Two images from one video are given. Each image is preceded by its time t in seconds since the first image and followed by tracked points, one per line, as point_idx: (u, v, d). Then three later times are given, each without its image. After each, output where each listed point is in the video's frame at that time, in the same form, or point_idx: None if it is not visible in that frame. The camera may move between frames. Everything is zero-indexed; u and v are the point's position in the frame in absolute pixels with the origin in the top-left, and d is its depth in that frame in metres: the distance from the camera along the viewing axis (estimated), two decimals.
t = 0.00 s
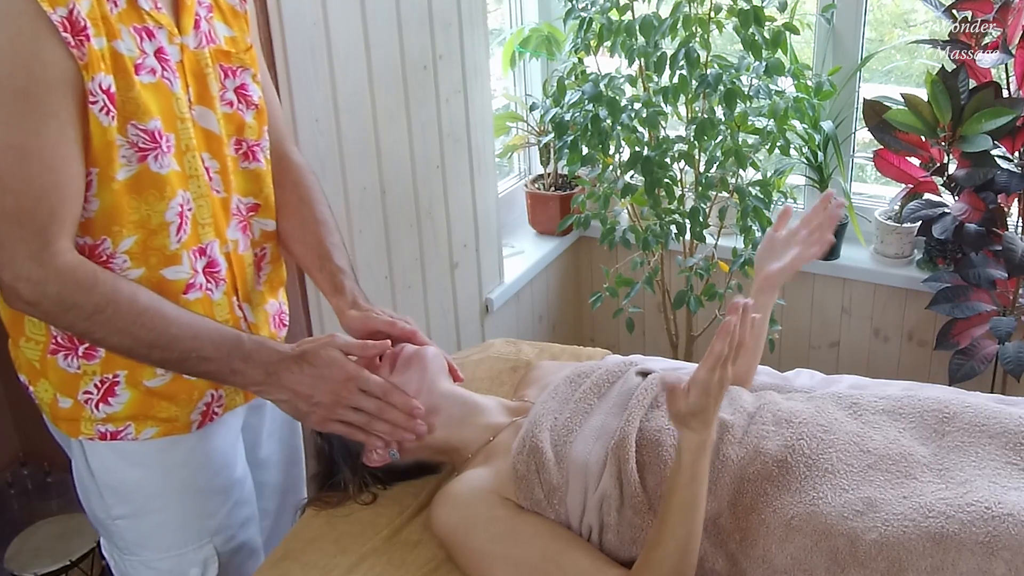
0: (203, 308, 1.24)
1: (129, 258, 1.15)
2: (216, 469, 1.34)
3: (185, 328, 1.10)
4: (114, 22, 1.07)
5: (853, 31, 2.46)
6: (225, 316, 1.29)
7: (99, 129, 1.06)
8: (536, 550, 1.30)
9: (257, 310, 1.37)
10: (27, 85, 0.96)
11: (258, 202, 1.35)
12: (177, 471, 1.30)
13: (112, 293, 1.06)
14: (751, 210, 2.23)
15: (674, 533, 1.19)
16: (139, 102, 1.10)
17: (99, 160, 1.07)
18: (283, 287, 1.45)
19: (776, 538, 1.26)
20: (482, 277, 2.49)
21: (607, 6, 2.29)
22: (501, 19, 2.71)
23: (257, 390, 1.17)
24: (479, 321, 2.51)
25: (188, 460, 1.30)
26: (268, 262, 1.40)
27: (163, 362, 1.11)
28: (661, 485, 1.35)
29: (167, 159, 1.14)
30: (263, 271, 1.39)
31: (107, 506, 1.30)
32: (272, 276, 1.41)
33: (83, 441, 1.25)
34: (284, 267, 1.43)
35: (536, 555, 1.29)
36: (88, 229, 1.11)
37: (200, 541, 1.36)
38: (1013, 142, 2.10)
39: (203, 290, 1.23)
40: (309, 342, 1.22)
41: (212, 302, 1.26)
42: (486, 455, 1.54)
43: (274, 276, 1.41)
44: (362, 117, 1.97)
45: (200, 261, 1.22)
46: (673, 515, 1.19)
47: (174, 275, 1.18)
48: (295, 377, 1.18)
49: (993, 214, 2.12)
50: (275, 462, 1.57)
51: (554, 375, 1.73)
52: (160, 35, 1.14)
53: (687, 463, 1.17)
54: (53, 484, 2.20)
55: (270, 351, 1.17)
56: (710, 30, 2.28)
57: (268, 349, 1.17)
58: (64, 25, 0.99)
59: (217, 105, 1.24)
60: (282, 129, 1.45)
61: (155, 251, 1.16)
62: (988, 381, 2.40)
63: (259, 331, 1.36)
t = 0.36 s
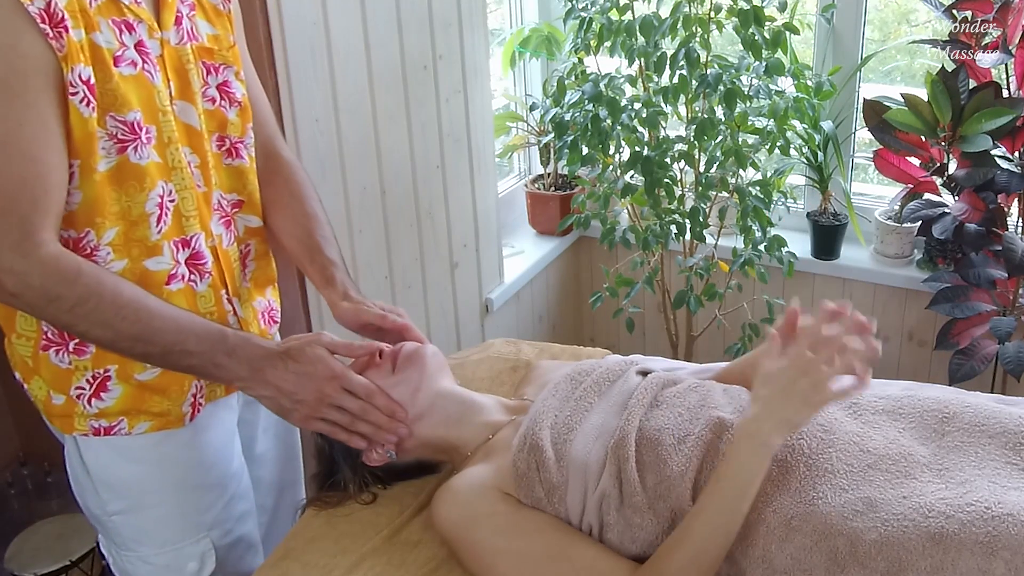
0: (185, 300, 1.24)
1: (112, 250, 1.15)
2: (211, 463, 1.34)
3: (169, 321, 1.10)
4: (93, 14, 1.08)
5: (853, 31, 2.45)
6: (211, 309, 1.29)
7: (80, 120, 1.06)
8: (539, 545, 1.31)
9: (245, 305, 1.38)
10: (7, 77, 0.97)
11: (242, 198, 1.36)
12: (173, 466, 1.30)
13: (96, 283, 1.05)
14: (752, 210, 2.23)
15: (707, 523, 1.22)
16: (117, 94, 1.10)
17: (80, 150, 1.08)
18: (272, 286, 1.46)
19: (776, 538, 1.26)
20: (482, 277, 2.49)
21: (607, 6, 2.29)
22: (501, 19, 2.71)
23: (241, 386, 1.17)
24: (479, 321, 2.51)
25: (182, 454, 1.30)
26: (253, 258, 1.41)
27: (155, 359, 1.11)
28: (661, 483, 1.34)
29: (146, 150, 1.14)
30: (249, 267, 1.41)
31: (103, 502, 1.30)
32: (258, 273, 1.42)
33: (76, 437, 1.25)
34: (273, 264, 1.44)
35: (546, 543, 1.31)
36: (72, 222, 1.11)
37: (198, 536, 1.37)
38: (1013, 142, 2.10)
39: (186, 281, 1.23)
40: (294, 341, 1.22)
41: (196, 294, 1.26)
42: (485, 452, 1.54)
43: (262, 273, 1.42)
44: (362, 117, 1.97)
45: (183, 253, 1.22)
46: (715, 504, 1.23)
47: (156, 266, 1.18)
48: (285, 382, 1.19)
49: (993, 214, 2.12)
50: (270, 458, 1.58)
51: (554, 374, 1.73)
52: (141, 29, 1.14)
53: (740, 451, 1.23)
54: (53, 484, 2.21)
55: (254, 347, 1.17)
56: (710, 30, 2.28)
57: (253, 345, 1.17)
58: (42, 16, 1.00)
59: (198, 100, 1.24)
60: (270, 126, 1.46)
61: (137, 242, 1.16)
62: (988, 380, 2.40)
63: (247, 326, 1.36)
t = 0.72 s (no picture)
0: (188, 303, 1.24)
1: (113, 251, 1.15)
2: (213, 467, 1.34)
3: (141, 307, 1.07)
4: (99, 16, 1.09)
5: (852, 31, 2.45)
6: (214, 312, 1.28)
7: (79, 122, 1.06)
8: (541, 544, 1.31)
9: (250, 309, 1.38)
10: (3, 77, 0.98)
11: (244, 202, 1.35)
12: (176, 469, 1.30)
13: (67, 272, 1.04)
14: (751, 210, 2.23)
15: (733, 535, 1.23)
16: (121, 96, 1.10)
17: (78, 154, 1.08)
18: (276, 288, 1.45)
19: (777, 538, 1.27)
20: (482, 277, 2.49)
21: (607, 6, 2.29)
22: (501, 19, 2.71)
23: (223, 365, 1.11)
24: (479, 321, 2.51)
25: (185, 458, 1.30)
26: (256, 263, 1.40)
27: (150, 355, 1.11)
28: (661, 482, 1.34)
29: (150, 153, 1.14)
30: (253, 272, 1.40)
31: (106, 504, 1.30)
32: (262, 277, 1.41)
33: (78, 439, 1.25)
34: (275, 269, 1.44)
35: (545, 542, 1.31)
36: (70, 222, 1.11)
37: (200, 540, 1.37)
38: (1013, 142, 2.10)
39: (190, 285, 1.23)
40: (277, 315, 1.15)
41: (199, 297, 1.25)
42: (485, 452, 1.54)
43: (258, 277, 1.41)
44: (362, 117, 1.97)
45: (188, 256, 1.22)
46: (746, 519, 1.24)
47: (159, 269, 1.19)
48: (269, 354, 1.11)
49: (993, 214, 2.12)
50: (274, 462, 1.57)
51: (554, 374, 1.73)
52: (149, 31, 1.14)
53: (785, 474, 1.26)
54: (53, 484, 2.20)
55: (235, 324, 1.11)
56: (710, 30, 2.28)
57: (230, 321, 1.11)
58: (46, 17, 1.01)
59: (206, 103, 1.24)
60: (272, 123, 1.45)
61: (138, 244, 1.16)
62: (988, 381, 2.40)
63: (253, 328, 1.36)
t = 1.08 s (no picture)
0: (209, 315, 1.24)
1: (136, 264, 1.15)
2: (227, 477, 1.34)
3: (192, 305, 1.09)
4: (133, 30, 1.08)
5: (852, 31, 2.45)
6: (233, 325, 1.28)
7: (111, 139, 1.06)
8: (542, 545, 1.31)
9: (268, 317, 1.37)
10: (41, 94, 0.97)
11: (267, 210, 1.34)
12: (190, 478, 1.29)
13: (116, 285, 1.05)
14: (751, 210, 2.23)
15: (735, 536, 1.23)
16: (153, 111, 1.10)
17: (110, 170, 1.08)
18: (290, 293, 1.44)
19: (777, 539, 1.26)
20: (482, 276, 2.49)
21: (607, 6, 2.29)
22: (501, 19, 2.71)
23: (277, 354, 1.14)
24: (479, 321, 2.51)
25: (199, 467, 1.30)
26: (275, 270, 1.39)
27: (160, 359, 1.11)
28: (661, 482, 1.34)
29: (179, 168, 1.14)
30: (272, 278, 1.38)
31: (120, 512, 1.30)
32: (280, 282, 1.40)
33: (93, 447, 1.24)
34: (292, 273, 1.43)
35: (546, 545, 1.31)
36: (96, 236, 1.11)
37: (212, 551, 1.38)
38: (1013, 142, 2.10)
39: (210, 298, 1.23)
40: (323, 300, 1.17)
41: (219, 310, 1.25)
42: (485, 455, 1.54)
43: (279, 283, 1.40)
44: (362, 117, 1.97)
45: (209, 270, 1.22)
46: (749, 521, 1.24)
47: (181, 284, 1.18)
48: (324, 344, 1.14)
49: (993, 214, 2.12)
50: (284, 468, 1.56)
51: (554, 375, 1.73)
52: (180, 43, 1.14)
53: (787, 475, 1.26)
54: (53, 484, 2.20)
55: (284, 314, 1.13)
56: (710, 30, 2.28)
57: (280, 311, 1.13)
58: (82, 36, 1.01)
59: (234, 113, 1.23)
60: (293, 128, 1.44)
61: (161, 257, 1.16)
62: (988, 380, 2.40)
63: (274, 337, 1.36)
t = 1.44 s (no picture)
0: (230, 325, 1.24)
1: (155, 276, 1.15)
2: (240, 481, 1.34)
3: (207, 328, 1.10)
4: (156, 43, 1.07)
5: (852, 31, 2.45)
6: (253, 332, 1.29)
7: (135, 154, 1.05)
8: (540, 545, 1.31)
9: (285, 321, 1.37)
10: (65, 112, 0.95)
11: (282, 214, 1.35)
12: (202, 484, 1.29)
13: (132, 304, 1.05)
14: (752, 210, 2.23)
15: (735, 536, 1.23)
16: (176, 125, 1.09)
17: (132, 184, 1.07)
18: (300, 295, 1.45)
19: (776, 539, 1.26)
20: (482, 276, 2.49)
21: (607, 6, 2.28)
22: (501, 19, 2.71)
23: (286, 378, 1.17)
24: (479, 321, 2.51)
25: (211, 473, 1.30)
26: (288, 272, 1.40)
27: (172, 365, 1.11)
28: (661, 482, 1.34)
29: (201, 181, 1.14)
30: (285, 280, 1.39)
31: (132, 518, 1.30)
32: (292, 285, 1.41)
33: (106, 452, 1.24)
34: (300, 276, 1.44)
35: (547, 546, 1.31)
36: (116, 247, 1.11)
37: (223, 556, 1.38)
38: (1013, 142, 2.10)
39: (231, 307, 1.23)
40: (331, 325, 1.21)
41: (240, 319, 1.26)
42: (485, 456, 1.54)
43: (291, 286, 1.41)
44: (363, 118, 1.97)
45: (231, 280, 1.22)
46: (750, 520, 1.24)
47: (200, 294, 1.19)
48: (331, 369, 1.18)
49: (993, 214, 2.12)
50: (288, 471, 1.55)
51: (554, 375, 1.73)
52: (201, 53, 1.13)
53: (786, 475, 1.26)
54: (53, 484, 2.20)
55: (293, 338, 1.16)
56: (710, 30, 2.28)
57: (291, 336, 1.16)
58: (108, 51, 0.99)
59: (255, 120, 1.23)
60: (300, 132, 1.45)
61: (181, 269, 1.16)
62: (988, 380, 2.40)
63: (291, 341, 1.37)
